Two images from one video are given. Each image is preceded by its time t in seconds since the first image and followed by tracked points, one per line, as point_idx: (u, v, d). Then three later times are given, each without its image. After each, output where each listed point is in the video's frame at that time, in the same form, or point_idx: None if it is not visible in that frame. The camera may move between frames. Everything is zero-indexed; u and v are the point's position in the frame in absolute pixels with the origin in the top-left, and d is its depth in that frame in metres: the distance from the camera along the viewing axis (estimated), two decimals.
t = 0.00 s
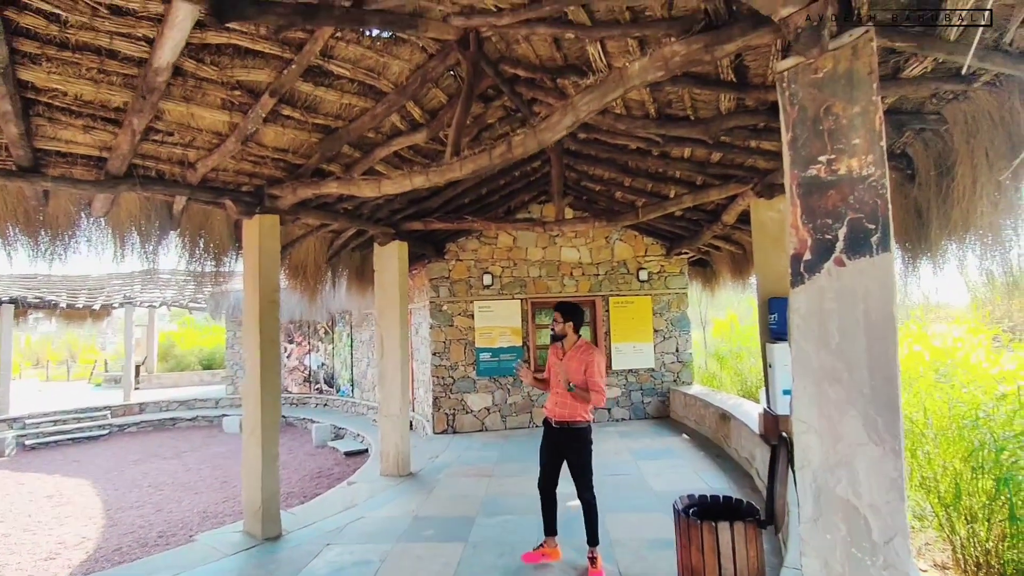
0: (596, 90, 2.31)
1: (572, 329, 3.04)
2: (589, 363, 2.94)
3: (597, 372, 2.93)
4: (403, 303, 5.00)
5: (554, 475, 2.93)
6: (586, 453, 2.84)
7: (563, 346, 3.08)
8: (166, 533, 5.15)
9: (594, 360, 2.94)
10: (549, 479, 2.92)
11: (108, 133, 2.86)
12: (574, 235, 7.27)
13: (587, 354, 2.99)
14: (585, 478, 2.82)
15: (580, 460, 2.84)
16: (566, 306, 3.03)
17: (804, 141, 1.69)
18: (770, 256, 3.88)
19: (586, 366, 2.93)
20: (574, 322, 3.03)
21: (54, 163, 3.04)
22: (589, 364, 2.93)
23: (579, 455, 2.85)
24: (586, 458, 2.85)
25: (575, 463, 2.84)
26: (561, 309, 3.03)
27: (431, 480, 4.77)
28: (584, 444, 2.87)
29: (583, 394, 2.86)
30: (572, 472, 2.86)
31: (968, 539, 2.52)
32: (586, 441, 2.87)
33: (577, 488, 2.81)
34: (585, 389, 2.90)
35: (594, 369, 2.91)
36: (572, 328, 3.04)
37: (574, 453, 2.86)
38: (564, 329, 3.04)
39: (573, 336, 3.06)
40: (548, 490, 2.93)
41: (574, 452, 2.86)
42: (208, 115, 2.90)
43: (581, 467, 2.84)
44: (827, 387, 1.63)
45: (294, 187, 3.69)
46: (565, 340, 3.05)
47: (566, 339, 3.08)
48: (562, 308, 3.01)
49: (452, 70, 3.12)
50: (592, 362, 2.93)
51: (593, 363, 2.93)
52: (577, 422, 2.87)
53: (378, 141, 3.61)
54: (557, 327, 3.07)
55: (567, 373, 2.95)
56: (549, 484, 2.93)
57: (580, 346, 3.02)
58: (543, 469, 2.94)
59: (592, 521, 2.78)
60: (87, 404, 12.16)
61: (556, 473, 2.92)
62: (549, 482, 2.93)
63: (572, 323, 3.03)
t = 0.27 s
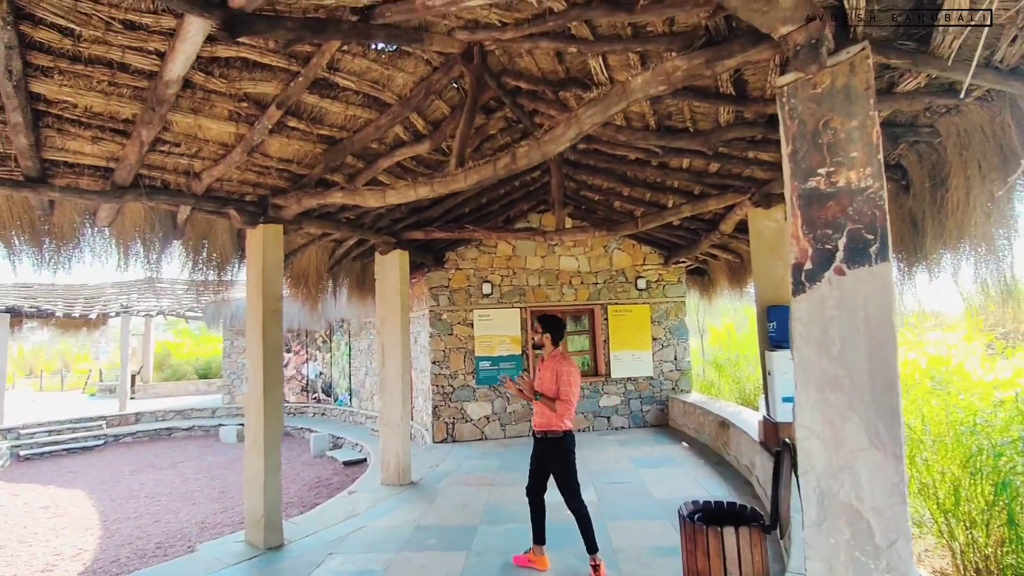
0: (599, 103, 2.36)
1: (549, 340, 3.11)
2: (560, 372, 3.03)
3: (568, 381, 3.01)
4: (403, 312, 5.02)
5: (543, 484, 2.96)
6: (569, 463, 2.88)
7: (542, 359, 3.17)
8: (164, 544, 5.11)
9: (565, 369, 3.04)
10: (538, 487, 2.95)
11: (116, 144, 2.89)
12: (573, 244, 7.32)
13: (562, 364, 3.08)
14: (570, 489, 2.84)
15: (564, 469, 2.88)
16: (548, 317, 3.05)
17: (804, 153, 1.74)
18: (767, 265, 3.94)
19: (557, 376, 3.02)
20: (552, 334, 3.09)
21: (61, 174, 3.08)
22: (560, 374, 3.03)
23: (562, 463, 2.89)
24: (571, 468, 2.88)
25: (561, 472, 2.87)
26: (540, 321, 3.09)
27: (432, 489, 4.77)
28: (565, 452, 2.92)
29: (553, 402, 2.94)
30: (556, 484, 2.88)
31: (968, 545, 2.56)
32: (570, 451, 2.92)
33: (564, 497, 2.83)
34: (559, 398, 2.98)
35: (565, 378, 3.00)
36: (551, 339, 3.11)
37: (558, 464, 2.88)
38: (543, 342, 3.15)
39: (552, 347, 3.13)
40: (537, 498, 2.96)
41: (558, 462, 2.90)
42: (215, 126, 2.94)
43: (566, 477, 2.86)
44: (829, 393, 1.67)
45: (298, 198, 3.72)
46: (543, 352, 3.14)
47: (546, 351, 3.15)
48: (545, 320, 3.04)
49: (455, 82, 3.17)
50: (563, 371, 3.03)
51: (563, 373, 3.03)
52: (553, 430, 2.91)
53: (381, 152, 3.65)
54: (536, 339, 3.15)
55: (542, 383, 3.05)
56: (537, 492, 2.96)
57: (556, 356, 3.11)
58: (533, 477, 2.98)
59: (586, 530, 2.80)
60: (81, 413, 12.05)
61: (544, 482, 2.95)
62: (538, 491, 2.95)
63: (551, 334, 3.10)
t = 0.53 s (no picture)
0: (612, 112, 2.39)
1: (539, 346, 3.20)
2: (540, 378, 3.11)
3: (548, 386, 3.08)
4: (414, 319, 5.05)
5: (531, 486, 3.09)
6: (546, 465, 2.96)
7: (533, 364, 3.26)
8: (178, 550, 5.14)
9: (547, 375, 3.11)
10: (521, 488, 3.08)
11: (138, 155, 2.96)
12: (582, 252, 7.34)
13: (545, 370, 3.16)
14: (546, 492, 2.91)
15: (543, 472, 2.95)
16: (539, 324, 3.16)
17: (818, 159, 1.76)
18: (778, 271, 3.94)
19: (539, 382, 3.11)
20: (540, 340, 3.18)
21: (85, 185, 3.15)
22: (542, 380, 3.11)
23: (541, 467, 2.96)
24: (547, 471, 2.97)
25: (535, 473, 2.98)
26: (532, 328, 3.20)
27: (443, 496, 4.77)
28: (546, 456, 2.98)
29: (531, 407, 3.03)
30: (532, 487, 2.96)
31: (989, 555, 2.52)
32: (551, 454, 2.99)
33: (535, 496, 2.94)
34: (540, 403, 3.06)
35: (546, 383, 3.08)
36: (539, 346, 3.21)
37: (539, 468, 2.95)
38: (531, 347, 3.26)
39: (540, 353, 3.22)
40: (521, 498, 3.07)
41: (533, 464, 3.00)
42: (233, 137, 3.01)
43: (542, 478, 2.95)
44: (845, 397, 1.67)
45: (313, 206, 3.78)
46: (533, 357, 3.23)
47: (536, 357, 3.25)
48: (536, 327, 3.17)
49: (467, 92, 3.22)
50: (544, 377, 3.10)
51: (544, 379, 3.10)
52: (535, 434, 3.01)
53: (394, 161, 3.70)
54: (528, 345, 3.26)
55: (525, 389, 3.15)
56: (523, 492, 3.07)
57: (541, 362, 3.20)
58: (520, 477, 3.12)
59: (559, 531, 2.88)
60: (95, 421, 12.17)
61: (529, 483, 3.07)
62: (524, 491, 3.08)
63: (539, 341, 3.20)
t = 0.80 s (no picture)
0: (630, 125, 2.43)
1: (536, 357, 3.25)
2: (533, 389, 3.16)
3: (540, 395, 3.13)
4: (432, 329, 5.10)
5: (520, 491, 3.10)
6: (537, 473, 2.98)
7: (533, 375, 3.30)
8: (201, 557, 5.21)
9: (541, 386, 3.15)
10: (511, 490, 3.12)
11: (170, 172, 3.07)
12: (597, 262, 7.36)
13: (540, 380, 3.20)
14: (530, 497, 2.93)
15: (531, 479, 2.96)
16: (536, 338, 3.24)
17: (837, 171, 1.78)
18: (799, 279, 3.93)
19: (534, 393, 3.16)
20: (537, 352, 3.24)
21: (119, 202, 3.28)
22: (536, 391, 3.15)
23: (531, 474, 2.98)
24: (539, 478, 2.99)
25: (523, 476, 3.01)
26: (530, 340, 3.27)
27: (461, 506, 4.78)
28: (538, 464, 2.99)
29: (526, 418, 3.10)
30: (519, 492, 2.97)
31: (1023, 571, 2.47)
32: (545, 463, 3.02)
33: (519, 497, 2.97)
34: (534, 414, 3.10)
35: (539, 395, 3.13)
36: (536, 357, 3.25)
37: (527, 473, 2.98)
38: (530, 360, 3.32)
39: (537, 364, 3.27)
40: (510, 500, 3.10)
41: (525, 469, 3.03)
42: (260, 153, 3.11)
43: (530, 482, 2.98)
44: (870, 408, 1.68)
45: (335, 220, 3.87)
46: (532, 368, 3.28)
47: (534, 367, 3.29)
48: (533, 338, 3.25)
49: (486, 107, 3.29)
50: (537, 388, 3.14)
51: (537, 390, 3.14)
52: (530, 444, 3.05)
53: (414, 174, 3.78)
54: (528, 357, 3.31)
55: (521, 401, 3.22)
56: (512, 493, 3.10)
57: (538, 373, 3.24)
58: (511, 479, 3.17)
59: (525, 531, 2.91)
60: (118, 430, 12.40)
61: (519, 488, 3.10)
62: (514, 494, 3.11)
63: (536, 352, 3.25)
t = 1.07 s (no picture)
0: (653, 140, 2.45)
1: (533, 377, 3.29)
2: (528, 408, 3.20)
3: (534, 415, 3.16)
4: (454, 343, 5.13)
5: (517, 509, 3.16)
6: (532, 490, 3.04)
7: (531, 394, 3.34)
8: (228, 567, 5.29)
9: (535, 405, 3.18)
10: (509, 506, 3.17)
11: (205, 190, 3.19)
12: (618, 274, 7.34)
13: (536, 400, 3.24)
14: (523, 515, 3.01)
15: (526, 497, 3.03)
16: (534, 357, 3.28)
17: (865, 184, 1.77)
18: (825, 291, 3.85)
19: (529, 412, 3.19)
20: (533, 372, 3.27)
21: (157, 219, 3.41)
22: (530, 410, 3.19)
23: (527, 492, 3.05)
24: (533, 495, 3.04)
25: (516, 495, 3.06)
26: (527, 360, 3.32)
27: (484, 519, 4.78)
28: (531, 483, 3.05)
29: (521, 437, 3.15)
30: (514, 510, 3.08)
31: None
32: (540, 482, 3.05)
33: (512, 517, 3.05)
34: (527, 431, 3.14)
35: (532, 414, 3.16)
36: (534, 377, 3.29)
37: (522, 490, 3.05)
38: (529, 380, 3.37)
39: (534, 383, 3.30)
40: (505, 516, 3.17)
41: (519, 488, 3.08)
42: (290, 171, 3.21)
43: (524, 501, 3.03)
44: (905, 423, 1.65)
45: (361, 235, 3.96)
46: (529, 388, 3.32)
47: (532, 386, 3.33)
48: (531, 357, 3.30)
49: (508, 123, 3.34)
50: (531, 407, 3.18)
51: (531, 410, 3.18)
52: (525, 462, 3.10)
53: (437, 190, 3.85)
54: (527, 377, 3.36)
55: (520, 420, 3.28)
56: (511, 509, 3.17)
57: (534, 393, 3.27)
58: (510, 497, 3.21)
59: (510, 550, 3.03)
60: (148, 439, 12.69)
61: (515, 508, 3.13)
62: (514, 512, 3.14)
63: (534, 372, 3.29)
